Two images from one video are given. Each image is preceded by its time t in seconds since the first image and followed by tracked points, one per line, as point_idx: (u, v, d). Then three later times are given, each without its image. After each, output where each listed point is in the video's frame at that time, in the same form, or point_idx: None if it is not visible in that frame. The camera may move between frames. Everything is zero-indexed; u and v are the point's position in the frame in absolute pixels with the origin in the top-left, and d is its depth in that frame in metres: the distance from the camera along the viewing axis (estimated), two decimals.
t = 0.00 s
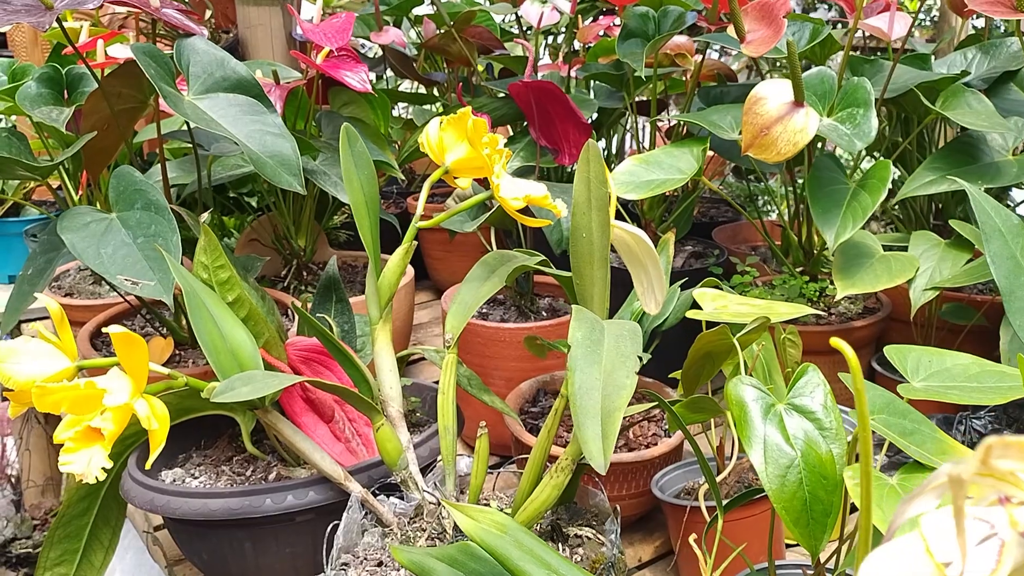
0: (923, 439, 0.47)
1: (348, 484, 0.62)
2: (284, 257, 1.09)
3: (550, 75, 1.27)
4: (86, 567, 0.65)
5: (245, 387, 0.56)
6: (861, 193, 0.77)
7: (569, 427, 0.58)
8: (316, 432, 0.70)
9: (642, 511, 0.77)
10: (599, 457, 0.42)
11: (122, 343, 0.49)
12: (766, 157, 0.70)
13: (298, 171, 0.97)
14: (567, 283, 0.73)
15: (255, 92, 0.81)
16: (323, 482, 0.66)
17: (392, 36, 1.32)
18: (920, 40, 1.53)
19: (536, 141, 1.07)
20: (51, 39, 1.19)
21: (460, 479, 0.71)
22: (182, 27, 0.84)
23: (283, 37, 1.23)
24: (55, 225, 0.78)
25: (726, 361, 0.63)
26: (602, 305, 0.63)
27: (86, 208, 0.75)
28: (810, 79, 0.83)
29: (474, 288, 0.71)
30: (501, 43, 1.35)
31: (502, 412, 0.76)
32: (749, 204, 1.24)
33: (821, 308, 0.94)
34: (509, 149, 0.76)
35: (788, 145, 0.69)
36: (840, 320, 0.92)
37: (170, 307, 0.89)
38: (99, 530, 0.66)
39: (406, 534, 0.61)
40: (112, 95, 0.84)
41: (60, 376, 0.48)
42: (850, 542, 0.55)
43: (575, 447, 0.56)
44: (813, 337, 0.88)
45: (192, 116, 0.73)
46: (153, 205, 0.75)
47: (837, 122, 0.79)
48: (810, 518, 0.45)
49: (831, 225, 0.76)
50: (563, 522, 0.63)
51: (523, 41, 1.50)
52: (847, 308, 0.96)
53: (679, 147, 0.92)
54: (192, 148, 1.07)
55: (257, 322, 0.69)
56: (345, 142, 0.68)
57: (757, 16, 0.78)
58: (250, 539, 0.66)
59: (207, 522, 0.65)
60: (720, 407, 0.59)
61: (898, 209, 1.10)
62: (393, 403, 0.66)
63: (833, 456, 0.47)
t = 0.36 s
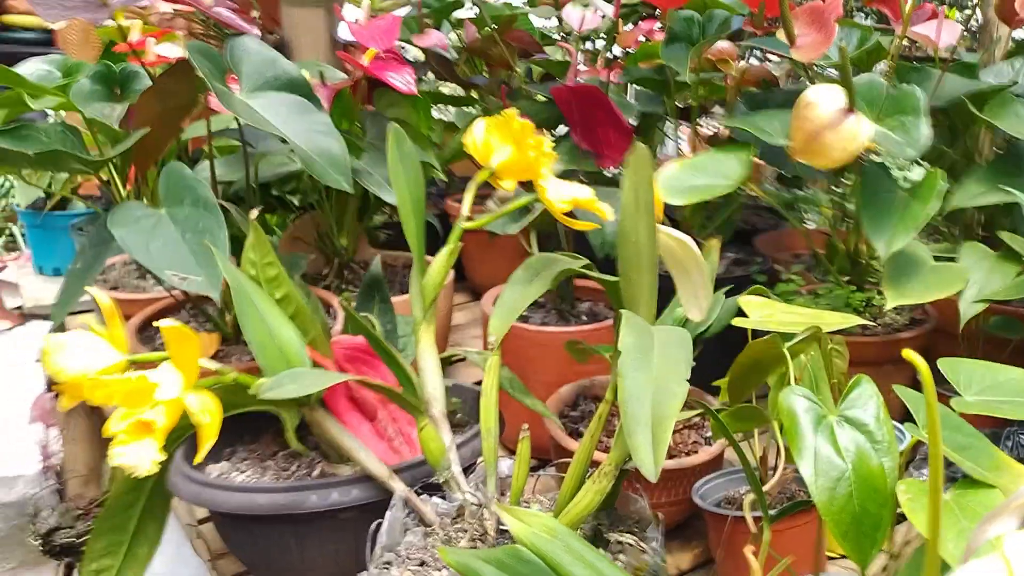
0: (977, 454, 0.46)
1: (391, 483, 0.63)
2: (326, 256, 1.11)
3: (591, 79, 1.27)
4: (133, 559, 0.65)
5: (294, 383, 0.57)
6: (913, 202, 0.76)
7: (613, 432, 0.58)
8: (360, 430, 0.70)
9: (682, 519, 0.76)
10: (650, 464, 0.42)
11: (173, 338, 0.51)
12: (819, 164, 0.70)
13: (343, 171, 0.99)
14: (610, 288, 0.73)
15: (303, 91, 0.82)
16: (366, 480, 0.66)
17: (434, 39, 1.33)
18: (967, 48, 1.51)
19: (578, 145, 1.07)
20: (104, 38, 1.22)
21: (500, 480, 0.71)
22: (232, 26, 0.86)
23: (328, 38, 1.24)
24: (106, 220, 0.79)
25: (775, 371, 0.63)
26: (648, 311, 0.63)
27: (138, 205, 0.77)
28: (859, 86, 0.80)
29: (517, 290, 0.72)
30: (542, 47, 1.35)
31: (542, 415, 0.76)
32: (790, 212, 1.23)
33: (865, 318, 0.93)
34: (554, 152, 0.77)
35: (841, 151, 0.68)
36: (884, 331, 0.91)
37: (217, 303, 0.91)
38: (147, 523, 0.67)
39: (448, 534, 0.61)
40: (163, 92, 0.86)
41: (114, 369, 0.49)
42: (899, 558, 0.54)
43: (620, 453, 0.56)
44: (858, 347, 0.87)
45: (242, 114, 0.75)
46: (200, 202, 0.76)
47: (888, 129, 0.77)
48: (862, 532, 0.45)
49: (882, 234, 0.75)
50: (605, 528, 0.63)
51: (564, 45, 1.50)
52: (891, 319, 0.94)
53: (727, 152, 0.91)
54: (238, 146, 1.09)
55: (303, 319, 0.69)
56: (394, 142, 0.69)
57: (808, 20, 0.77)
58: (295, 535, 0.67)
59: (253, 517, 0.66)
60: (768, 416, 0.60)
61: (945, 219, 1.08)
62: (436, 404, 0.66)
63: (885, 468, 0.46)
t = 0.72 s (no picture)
0: (1009, 475, 0.45)
1: (420, 489, 0.64)
2: (365, 261, 1.12)
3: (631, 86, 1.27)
4: (169, 556, 0.68)
5: (324, 390, 0.58)
6: (951, 215, 0.73)
7: (639, 445, 0.58)
8: (390, 436, 0.71)
9: (712, 532, 0.76)
10: (668, 480, 0.42)
11: (205, 345, 0.52)
12: (853, 176, 0.68)
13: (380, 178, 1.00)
14: (641, 297, 0.72)
15: (340, 100, 0.84)
16: (396, 486, 0.67)
17: (475, 45, 1.34)
18: (1020, 52, 1.47)
19: (614, 152, 1.06)
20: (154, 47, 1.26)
21: (529, 489, 0.71)
22: (273, 36, 0.88)
23: (371, 45, 1.26)
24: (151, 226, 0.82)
25: (805, 385, 0.62)
26: (676, 323, 0.63)
27: (180, 210, 0.79)
28: (899, 96, 0.79)
29: (547, 299, 0.72)
30: (583, 53, 1.35)
31: (572, 424, 0.76)
32: (833, 220, 1.21)
33: (906, 331, 0.91)
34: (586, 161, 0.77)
35: (876, 163, 0.67)
36: (926, 344, 0.89)
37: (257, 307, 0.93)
38: (183, 521, 0.69)
39: (475, 543, 0.61)
40: (206, 100, 0.88)
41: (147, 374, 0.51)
42: None
43: (646, 466, 0.56)
44: (898, 361, 0.85)
45: (280, 123, 0.76)
46: (240, 208, 0.78)
47: (929, 139, 0.75)
48: (889, 553, 0.44)
49: (919, 246, 0.73)
50: (632, 540, 0.62)
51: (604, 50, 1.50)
52: (934, 332, 0.92)
53: (762, 161, 0.90)
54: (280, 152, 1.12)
55: (336, 325, 0.71)
56: (426, 152, 0.70)
57: (847, 29, 0.76)
58: (326, 539, 0.68)
59: (286, 519, 0.67)
60: (796, 431, 0.59)
61: (993, 230, 1.05)
62: (465, 411, 0.67)
63: (914, 489, 0.45)
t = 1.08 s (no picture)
0: (1015, 480, 0.45)
1: (429, 490, 0.64)
2: (379, 263, 1.14)
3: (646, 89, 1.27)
4: (182, 555, 0.69)
5: (333, 392, 0.59)
6: (963, 217, 0.73)
7: (646, 449, 0.58)
8: (401, 438, 0.72)
9: (722, 536, 0.76)
10: (669, 484, 0.42)
11: (214, 347, 0.53)
12: (863, 178, 0.68)
13: (393, 181, 1.01)
14: (650, 300, 0.72)
15: (352, 105, 0.85)
16: (405, 488, 0.68)
17: (490, 48, 1.35)
18: None
19: (627, 155, 1.06)
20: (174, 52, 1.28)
21: (538, 490, 0.71)
22: (287, 42, 0.89)
23: (388, 48, 1.27)
24: (166, 229, 0.83)
25: (813, 388, 0.62)
26: (684, 325, 0.63)
27: (195, 213, 0.80)
28: (911, 98, 0.79)
29: (557, 301, 0.72)
30: (597, 56, 1.36)
31: (582, 427, 0.77)
32: (847, 222, 1.20)
33: (920, 334, 0.90)
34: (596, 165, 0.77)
35: (886, 165, 0.66)
36: (940, 347, 0.88)
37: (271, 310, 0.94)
38: (195, 519, 0.70)
39: (483, 544, 0.62)
40: (221, 104, 0.89)
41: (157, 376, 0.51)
42: None
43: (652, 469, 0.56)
44: (911, 364, 0.85)
45: (292, 127, 0.77)
46: (253, 211, 0.79)
47: (940, 142, 0.75)
48: (892, 560, 0.44)
49: (930, 249, 0.72)
50: (639, 543, 0.62)
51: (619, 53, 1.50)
52: (948, 336, 0.91)
53: (773, 164, 0.90)
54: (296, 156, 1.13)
55: (346, 328, 0.71)
56: (436, 156, 0.71)
57: (858, 31, 0.76)
58: (337, 539, 0.69)
59: (297, 520, 0.68)
60: (804, 435, 0.59)
61: (1010, 232, 1.04)
62: (474, 414, 0.67)
63: (919, 493, 0.45)
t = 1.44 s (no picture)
0: (1009, 488, 0.46)
1: (436, 494, 0.66)
2: (390, 268, 1.15)
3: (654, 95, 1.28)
4: (195, 554, 0.71)
5: (341, 397, 0.60)
6: (965, 225, 0.74)
7: (648, 454, 0.59)
8: (409, 441, 0.73)
9: (726, 540, 0.76)
10: (667, 490, 0.43)
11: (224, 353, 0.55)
12: (864, 186, 0.69)
13: (403, 188, 1.03)
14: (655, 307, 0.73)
15: (362, 113, 0.86)
16: (413, 491, 0.69)
17: (500, 55, 1.37)
18: None
19: (634, 161, 1.08)
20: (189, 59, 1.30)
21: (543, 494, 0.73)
22: (296, 51, 0.90)
23: (401, 54, 1.29)
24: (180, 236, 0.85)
25: (814, 395, 0.63)
26: (686, 332, 0.64)
27: (209, 221, 0.82)
28: (913, 107, 0.79)
29: (562, 307, 0.74)
30: (606, 62, 1.37)
31: (588, 432, 0.78)
32: (854, 227, 1.21)
33: (924, 340, 0.91)
34: (601, 173, 0.78)
35: (887, 173, 0.67)
36: (944, 353, 0.89)
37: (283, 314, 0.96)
38: (208, 520, 0.72)
39: (489, 546, 0.63)
40: (234, 114, 0.91)
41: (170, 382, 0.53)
42: None
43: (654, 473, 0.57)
44: (915, 370, 0.85)
45: (303, 136, 0.79)
46: (265, 219, 0.81)
47: (943, 150, 0.76)
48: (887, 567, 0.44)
49: (932, 256, 0.73)
50: (643, 547, 0.63)
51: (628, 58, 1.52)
52: (953, 341, 0.92)
53: (777, 172, 0.91)
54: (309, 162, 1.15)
55: (355, 334, 0.73)
56: (442, 165, 0.72)
57: (860, 41, 0.78)
58: (347, 541, 0.70)
59: (308, 521, 0.69)
60: (804, 441, 0.60)
61: (1017, 237, 1.04)
62: (480, 418, 0.68)
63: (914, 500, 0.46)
